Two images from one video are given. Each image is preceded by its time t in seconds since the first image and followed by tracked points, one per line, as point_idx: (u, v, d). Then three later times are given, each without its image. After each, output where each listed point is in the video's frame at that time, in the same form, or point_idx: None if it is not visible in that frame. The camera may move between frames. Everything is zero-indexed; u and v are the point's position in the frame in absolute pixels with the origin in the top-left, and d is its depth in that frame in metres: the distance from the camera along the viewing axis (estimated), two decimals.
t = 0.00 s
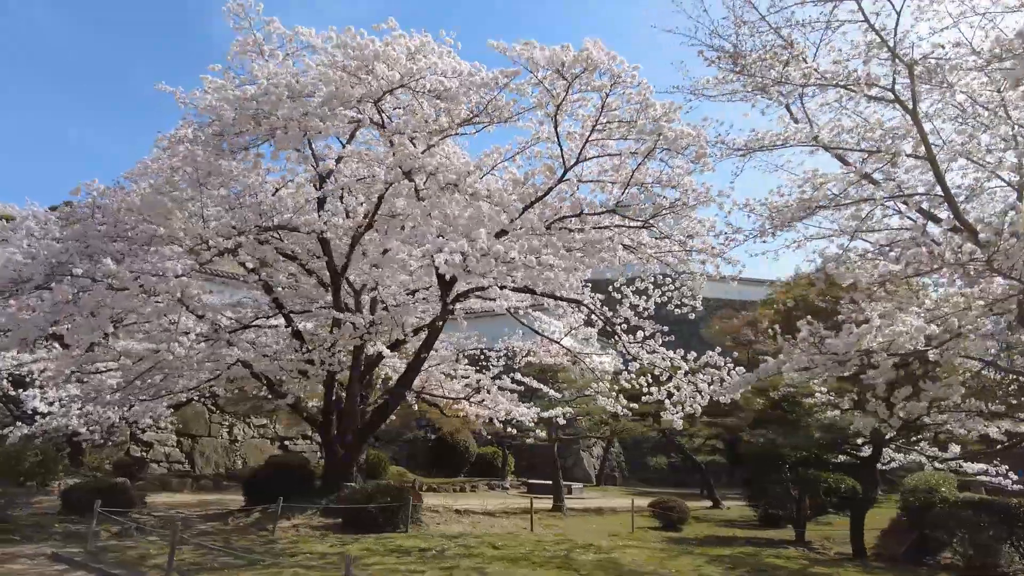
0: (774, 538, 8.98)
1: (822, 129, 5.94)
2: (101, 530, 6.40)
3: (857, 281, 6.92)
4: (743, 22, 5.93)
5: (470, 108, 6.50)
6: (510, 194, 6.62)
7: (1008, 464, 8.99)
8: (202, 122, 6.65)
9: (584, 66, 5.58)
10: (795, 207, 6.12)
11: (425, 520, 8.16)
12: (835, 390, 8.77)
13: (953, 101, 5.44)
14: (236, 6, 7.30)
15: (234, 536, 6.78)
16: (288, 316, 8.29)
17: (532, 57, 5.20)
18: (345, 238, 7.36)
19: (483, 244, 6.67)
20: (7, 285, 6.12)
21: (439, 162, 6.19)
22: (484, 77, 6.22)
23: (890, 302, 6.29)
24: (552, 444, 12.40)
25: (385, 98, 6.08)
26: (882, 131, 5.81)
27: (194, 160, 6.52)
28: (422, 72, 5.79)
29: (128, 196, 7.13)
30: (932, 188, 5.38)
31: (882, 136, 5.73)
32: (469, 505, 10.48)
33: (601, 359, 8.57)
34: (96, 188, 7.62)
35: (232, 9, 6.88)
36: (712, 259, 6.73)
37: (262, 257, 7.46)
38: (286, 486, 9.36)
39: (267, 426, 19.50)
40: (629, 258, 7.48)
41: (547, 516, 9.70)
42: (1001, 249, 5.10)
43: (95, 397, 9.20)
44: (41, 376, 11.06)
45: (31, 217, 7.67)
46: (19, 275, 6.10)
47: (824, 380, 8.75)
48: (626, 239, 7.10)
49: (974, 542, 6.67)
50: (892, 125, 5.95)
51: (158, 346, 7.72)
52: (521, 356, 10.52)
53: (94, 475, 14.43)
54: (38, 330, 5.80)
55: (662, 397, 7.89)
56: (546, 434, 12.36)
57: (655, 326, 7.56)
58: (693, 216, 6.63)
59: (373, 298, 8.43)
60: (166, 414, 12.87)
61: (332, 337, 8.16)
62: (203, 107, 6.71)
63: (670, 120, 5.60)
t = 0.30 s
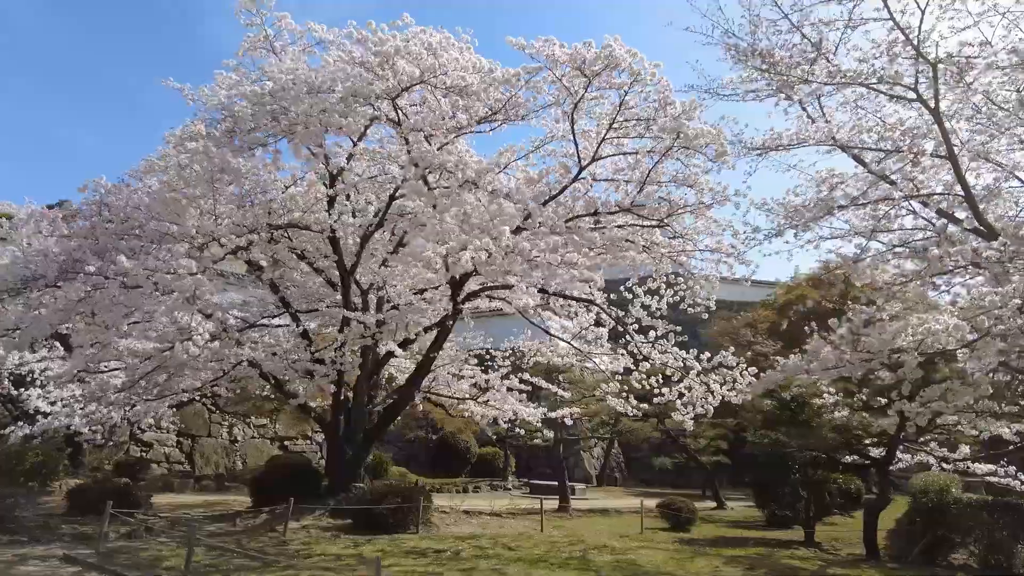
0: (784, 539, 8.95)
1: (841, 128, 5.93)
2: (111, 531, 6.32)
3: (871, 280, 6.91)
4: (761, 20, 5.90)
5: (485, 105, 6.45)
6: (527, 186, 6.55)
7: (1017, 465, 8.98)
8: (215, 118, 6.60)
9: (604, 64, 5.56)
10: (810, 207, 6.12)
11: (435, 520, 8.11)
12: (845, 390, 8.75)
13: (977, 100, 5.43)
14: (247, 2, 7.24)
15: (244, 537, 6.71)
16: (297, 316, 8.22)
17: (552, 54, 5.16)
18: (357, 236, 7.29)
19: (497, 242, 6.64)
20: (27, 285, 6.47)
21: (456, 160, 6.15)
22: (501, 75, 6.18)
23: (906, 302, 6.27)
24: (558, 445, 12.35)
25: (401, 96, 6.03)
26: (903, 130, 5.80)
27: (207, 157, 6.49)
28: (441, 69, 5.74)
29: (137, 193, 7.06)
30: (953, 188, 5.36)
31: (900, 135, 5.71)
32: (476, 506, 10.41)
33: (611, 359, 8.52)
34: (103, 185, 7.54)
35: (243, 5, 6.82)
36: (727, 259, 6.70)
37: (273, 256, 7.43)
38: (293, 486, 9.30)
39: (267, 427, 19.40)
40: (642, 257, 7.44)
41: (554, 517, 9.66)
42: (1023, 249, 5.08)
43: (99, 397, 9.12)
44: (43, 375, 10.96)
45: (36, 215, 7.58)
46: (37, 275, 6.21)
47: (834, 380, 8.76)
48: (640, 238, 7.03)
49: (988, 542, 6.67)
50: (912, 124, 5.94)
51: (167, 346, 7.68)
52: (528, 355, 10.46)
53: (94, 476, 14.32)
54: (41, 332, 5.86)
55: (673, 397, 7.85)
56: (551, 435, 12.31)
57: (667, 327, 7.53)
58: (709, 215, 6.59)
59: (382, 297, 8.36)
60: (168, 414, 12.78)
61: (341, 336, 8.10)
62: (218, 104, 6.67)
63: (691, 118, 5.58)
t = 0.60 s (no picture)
0: (791, 541, 8.93)
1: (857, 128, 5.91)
2: (118, 534, 6.26)
3: (883, 281, 6.90)
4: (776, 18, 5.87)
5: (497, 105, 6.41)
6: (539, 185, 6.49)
7: None
8: (224, 115, 6.51)
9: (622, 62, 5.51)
10: (824, 208, 6.10)
11: (442, 522, 8.05)
12: (852, 391, 8.74)
13: (994, 101, 5.42)
14: None
15: (252, 540, 6.65)
16: (304, 315, 8.15)
17: (569, 51, 5.13)
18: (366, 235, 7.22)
19: (509, 241, 6.58)
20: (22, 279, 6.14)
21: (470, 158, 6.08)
22: (515, 72, 6.12)
23: (919, 302, 6.27)
24: (561, 446, 12.29)
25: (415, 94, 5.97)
26: (920, 131, 5.79)
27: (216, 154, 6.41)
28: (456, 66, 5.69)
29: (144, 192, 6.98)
30: (970, 188, 5.35)
31: (917, 135, 5.70)
32: (481, 507, 10.34)
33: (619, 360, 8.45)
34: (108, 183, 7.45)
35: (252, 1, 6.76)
36: (740, 260, 6.67)
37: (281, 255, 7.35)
38: (297, 488, 9.20)
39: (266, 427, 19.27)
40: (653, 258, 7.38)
41: (561, 518, 9.61)
42: None
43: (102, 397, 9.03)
44: (43, 375, 10.85)
45: (40, 214, 7.48)
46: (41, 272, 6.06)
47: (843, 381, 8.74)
48: (652, 238, 6.99)
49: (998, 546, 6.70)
50: (927, 124, 5.92)
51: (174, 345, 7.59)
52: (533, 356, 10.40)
53: (93, 477, 14.19)
54: (44, 331, 6.04)
55: (683, 398, 7.82)
56: (555, 435, 12.25)
57: (678, 327, 7.49)
58: (722, 215, 6.56)
59: (390, 296, 8.29)
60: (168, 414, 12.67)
61: (350, 337, 8.04)
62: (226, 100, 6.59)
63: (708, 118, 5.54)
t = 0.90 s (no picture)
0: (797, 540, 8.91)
1: (871, 126, 5.93)
2: (123, 534, 6.16)
3: (893, 280, 6.90)
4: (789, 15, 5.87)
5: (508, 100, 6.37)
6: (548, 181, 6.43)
7: None
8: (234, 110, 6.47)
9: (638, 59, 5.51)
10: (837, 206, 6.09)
11: (449, 522, 7.99)
12: (858, 390, 8.74)
13: (1008, 99, 5.44)
14: None
15: (259, 540, 6.56)
16: (310, 314, 8.06)
17: (586, 46, 5.10)
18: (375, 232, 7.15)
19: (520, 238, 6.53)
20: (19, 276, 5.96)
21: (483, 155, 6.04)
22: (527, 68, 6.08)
23: (931, 301, 6.27)
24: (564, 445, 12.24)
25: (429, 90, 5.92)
26: (934, 128, 5.80)
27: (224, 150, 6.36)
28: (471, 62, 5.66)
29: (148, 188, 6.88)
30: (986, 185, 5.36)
31: (931, 132, 5.70)
32: (485, 507, 10.28)
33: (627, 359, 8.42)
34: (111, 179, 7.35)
35: None
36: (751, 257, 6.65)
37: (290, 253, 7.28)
38: (300, 489, 9.11)
39: (263, 427, 19.12)
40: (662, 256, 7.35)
41: (567, 518, 9.56)
42: None
43: (102, 396, 8.91)
44: (40, 374, 10.71)
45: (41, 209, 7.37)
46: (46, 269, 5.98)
47: (848, 380, 8.76)
48: (662, 236, 6.96)
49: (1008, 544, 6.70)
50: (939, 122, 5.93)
51: (177, 343, 7.48)
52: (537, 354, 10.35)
53: (89, 477, 14.02)
54: (48, 327, 5.79)
55: (692, 397, 7.79)
56: (558, 434, 12.21)
57: (687, 326, 7.46)
58: (734, 213, 6.55)
59: (396, 293, 8.22)
60: (167, 414, 12.54)
61: (356, 335, 7.96)
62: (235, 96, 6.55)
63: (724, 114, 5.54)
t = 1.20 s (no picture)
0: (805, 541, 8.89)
1: (890, 126, 5.90)
2: (131, 537, 6.06)
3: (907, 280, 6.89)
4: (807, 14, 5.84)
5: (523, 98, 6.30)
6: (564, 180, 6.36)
7: None
8: (244, 106, 6.38)
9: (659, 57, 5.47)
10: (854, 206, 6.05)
11: (458, 524, 7.91)
12: (868, 390, 8.73)
13: None
14: None
15: (269, 543, 6.47)
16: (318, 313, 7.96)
17: (608, 42, 5.05)
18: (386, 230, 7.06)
19: (534, 237, 6.46)
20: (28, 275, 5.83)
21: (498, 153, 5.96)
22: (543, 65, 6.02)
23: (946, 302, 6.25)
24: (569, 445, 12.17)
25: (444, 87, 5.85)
26: (952, 128, 5.78)
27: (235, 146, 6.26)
28: (488, 59, 5.59)
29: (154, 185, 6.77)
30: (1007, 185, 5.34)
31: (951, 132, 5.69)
32: (491, 508, 10.20)
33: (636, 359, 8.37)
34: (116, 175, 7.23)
35: None
36: (766, 257, 6.61)
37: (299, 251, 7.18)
38: (305, 490, 9.00)
39: (262, 427, 18.98)
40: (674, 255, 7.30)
41: (574, 519, 9.51)
42: None
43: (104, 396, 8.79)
44: (39, 373, 10.56)
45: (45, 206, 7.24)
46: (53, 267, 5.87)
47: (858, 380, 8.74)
48: (676, 236, 6.90)
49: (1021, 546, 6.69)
50: (957, 122, 5.92)
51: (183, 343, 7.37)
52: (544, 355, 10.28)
53: (86, 478, 13.86)
54: (59, 327, 5.69)
55: (703, 397, 7.74)
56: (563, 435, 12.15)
57: (699, 326, 7.41)
58: (749, 213, 6.51)
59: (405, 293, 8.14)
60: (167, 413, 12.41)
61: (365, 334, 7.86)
62: (246, 92, 6.45)
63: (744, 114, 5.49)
